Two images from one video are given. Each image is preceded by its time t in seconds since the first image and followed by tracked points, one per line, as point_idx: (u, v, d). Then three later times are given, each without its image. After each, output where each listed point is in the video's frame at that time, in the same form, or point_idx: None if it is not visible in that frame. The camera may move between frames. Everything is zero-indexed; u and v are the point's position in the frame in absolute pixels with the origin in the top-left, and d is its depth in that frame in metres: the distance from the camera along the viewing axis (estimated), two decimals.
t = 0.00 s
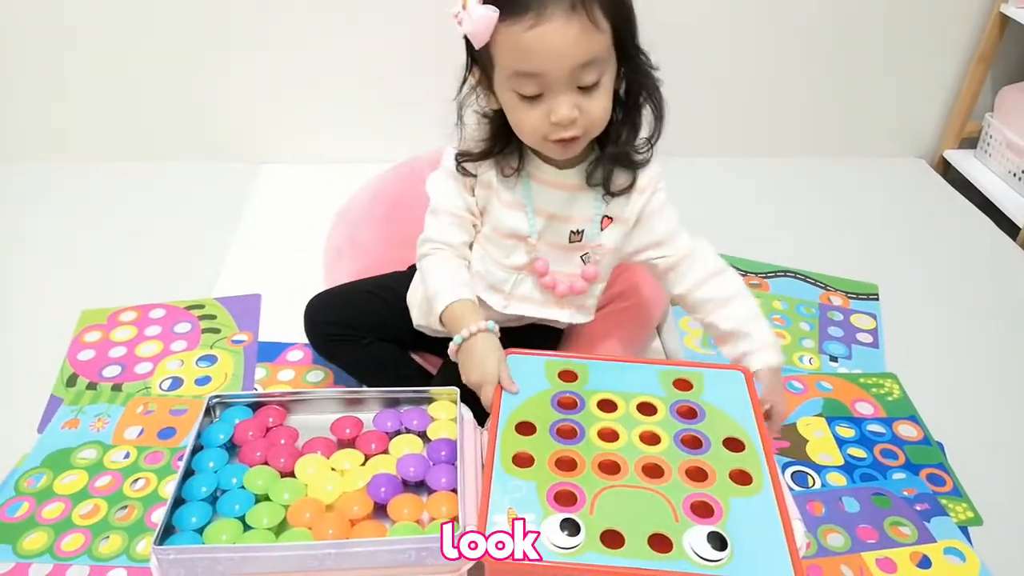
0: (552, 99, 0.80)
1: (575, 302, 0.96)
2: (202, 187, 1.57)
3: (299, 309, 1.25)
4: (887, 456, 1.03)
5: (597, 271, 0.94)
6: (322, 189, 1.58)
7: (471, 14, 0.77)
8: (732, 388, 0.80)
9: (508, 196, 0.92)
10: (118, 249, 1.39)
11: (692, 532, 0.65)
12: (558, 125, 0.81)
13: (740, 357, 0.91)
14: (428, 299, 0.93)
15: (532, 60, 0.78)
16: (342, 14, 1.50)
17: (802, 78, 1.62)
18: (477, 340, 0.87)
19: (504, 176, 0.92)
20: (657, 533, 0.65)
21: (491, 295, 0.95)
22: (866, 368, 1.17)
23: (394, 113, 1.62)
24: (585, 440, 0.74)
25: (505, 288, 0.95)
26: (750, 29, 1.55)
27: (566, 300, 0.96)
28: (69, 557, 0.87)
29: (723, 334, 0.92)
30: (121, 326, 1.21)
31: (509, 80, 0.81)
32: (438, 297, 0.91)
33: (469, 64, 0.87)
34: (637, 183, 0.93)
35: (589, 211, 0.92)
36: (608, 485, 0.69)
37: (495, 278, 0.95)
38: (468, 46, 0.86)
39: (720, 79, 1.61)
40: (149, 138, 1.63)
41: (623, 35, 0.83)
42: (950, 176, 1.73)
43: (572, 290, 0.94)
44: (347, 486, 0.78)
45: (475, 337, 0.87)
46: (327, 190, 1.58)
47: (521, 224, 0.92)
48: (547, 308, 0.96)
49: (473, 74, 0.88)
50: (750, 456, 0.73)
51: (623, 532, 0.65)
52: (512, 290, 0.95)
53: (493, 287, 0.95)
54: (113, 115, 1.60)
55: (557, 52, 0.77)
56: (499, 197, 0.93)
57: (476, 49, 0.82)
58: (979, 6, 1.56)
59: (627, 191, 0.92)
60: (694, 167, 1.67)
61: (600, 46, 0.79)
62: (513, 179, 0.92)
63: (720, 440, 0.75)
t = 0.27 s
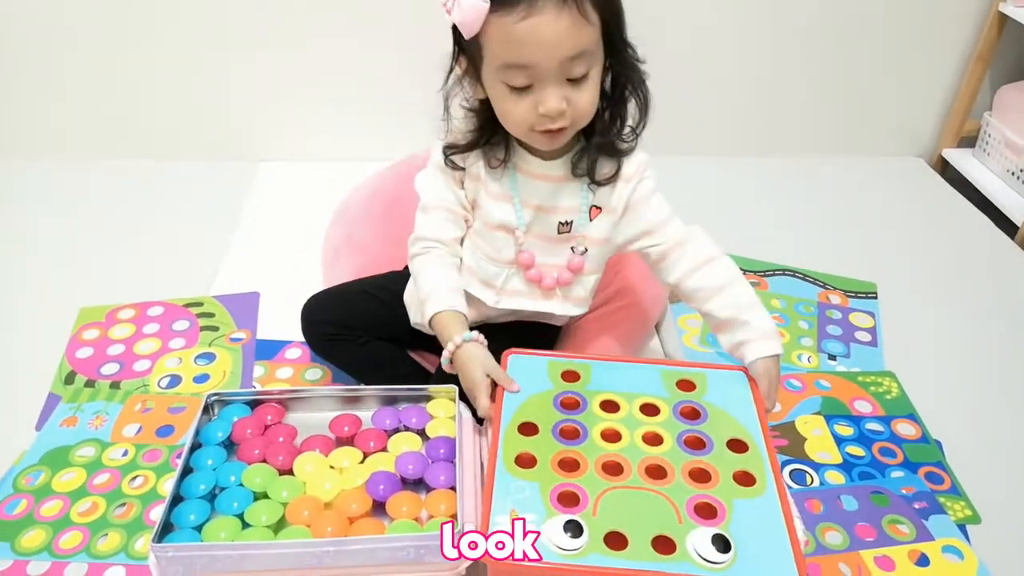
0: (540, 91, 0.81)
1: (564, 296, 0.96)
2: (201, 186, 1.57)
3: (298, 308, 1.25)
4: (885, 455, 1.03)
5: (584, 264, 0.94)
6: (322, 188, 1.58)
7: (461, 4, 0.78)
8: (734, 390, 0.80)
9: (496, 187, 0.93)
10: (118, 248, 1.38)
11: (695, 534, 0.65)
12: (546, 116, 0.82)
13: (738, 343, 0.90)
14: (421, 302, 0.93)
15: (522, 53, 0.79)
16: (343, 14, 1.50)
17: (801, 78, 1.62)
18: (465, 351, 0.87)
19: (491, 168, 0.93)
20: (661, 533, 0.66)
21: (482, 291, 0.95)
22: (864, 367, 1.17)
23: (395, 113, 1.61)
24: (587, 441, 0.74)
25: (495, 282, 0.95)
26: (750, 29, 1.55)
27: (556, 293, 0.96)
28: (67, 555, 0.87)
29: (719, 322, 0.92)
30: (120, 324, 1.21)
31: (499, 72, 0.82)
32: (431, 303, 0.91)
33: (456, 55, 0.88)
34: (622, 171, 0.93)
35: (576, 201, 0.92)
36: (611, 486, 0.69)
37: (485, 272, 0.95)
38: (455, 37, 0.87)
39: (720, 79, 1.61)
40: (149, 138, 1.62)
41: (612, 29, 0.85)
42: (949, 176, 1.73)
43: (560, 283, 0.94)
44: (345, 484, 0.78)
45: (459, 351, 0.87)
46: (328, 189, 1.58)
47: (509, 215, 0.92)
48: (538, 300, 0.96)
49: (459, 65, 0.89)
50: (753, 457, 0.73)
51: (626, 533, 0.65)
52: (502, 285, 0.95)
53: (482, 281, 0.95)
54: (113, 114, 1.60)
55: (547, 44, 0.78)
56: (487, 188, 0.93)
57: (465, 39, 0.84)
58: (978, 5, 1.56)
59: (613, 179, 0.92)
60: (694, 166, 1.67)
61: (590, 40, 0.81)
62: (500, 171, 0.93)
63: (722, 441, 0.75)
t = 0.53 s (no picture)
0: (536, 82, 0.82)
1: (566, 291, 0.96)
2: (204, 183, 1.57)
3: (302, 304, 1.25)
4: (890, 452, 1.02)
5: (583, 259, 0.94)
6: (325, 186, 1.57)
7: None
8: (749, 397, 0.84)
9: (499, 180, 0.92)
10: (120, 246, 1.38)
11: (716, 545, 0.68)
12: (542, 108, 0.82)
13: (734, 344, 0.89)
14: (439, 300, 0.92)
15: (516, 43, 0.79)
16: (344, 12, 1.50)
17: (804, 75, 1.62)
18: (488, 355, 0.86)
19: (493, 161, 0.93)
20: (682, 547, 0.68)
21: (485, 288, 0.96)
22: (869, 364, 1.17)
23: (396, 110, 1.61)
24: (605, 451, 0.77)
25: (498, 279, 0.95)
26: (753, 26, 1.54)
27: (557, 289, 0.96)
28: (73, 550, 0.88)
29: (712, 321, 0.92)
30: (125, 320, 1.21)
31: (493, 63, 0.82)
32: (452, 306, 0.90)
33: (453, 49, 0.88)
34: (621, 165, 0.93)
35: (576, 196, 0.92)
36: (630, 496, 0.72)
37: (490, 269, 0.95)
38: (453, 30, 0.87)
39: (723, 77, 1.60)
40: (152, 135, 1.63)
41: (606, 19, 0.85)
42: (955, 173, 1.72)
43: (560, 278, 0.94)
44: (350, 480, 0.78)
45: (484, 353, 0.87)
46: (330, 187, 1.57)
47: (510, 210, 0.92)
48: (541, 296, 0.96)
49: (457, 58, 0.89)
50: (770, 465, 0.76)
51: (645, 545, 0.68)
52: (505, 281, 0.95)
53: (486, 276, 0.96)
54: (116, 111, 1.60)
55: (541, 35, 0.78)
56: (490, 181, 0.93)
57: (461, 32, 0.84)
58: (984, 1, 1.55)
59: (610, 173, 0.92)
60: (697, 163, 1.67)
61: (584, 30, 0.81)
62: (501, 164, 0.93)
63: (740, 449, 0.78)
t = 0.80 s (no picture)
0: (537, 81, 0.82)
1: (568, 287, 0.96)
2: (204, 181, 1.57)
3: (304, 302, 1.25)
4: (892, 451, 1.02)
5: (586, 255, 0.94)
6: (325, 184, 1.57)
7: None
8: (750, 393, 0.84)
9: (501, 178, 0.92)
10: (120, 245, 1.38)
11: (717, 540, 0.68)
12: (543, 107, 0.82)
13: (724, 345, 0.89)
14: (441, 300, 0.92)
15: (517, 44, 0.79)
16: (344, 11, 1.50)
17: (806, 74, 1.61)
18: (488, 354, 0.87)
19: (495, 158, 0.93)
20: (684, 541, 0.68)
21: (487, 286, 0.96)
22: (872, 363, 1.17)
23: (397, 109, 1.61)
24: (606, 446, 0.77)
25: (501, 277, 0.95)
26: (754, 25, 1.54)
27: (559, 284, 0.96)
28: (75, 546, 0.88)
29: (704, 322, 0.92)
30: (127, 317, 1.21)
31: (494, 63, 0.82)
32: (456, 306, 0.90)
33: (454, 46, 0.88)
34: (624, 162, 0.93)
35: (579, 192, 0.92)
36: (631, 491, 0.72)
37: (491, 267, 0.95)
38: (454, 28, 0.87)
39: (725, 75, 1.60)
40: (152, 133, 1.63)
41: (608, 17, 0.85)
42: (957, 171, 1.72)
43: (563, 274, 0.94)
44: (352, 477, 0.78)
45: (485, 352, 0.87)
46: (331, 186, 1.57)
47: (512, 207, 0.92)
48: (544, 292, 0.96)
49: (458, 57, 0.89)
50: (771, 460, 0.76)
51: (648, 540, 0.68)
52: (508, 279, 0.95)
53: (489, 274, 0.96)
54: (116, 110, 1.60)
55: (542, 36, 0.79)
56: (492, 178, 0.93)
57: (462, 32, 0.84)
58: None
59: (613, 170, 0.93)
60: (699, 162, 1.66)
61: (585, 30, 0.81)
62: (503, 161, 0.93)
63: (741, 444, 0.78)
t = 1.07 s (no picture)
0: (533, 81, 0.82)
1: (574, 282, 0.96)
2: (210, 180, 1.57)
3: (311, 300, 1.25)
4: (900, 447, 1.02)
5: (591, 249, 0.94)
6: (329, 182, 1.57)
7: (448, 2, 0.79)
8: (744, 373, 0.84)
9: (501, 176, 0.93)
10: (126, 243, 1.39)
11: (727, 511, 0.68)
12: (541, 106, 0.83)
13: (720, 330, 0.90)
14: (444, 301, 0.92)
15: (511, 46, 0.79)
16: (348, 9, 1.50)
17: (813, 69, 1.61)
18: (485, 351, 0.87)
19: (495, 157, 0.93)
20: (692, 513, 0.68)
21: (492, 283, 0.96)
22: (879, 359, 1.16)
23: (401, 107, 1.61)
24: (608, 430, 0.76)
25: (507, 274, 0.95)
26: (759, 20, 1.54)
27: (565, 280, 0.95)
28: (85, 544, 0.88)
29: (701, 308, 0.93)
30: (135, 316, 1.21)
31: (489, 65, 0.83)
32: (456, 307, 0.90)
33: (449, 47, 0.87)
34: (626, 157, 0.94)
35: (582, 187, 0.92)
36: (637, 471, 0.72)
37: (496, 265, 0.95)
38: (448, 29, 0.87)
39: (731, 70, 1.60)
40: (157, 132, 1.63)
41: (599, 10, 0.85)
42: (965, 166, 1.72)
43: (568, 270, 0.94)
44: (359, 475, 0.78)
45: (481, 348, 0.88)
46: (335, 183, 1.57)
47: (516, 205, 0.92)
48: (550, 288, 0.96)
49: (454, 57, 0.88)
50: (772, 434, 0.76)
51: (658, 516, 0.68)
52: (513, 276, 0.95)
53: (494, 273, 0.96)
54: (122, 109, 1.61)
55: (535, 36, 0.79)
56: (493, 177, 0.93)
57: (455, 35, 0.84)
58: None
59: (616, 164, 0.93)
60: (704, 158, 1.66)
61: (576, 26, 0.81)
62: (503, 159, 0.93)
63: (741, 421, 0.78)
